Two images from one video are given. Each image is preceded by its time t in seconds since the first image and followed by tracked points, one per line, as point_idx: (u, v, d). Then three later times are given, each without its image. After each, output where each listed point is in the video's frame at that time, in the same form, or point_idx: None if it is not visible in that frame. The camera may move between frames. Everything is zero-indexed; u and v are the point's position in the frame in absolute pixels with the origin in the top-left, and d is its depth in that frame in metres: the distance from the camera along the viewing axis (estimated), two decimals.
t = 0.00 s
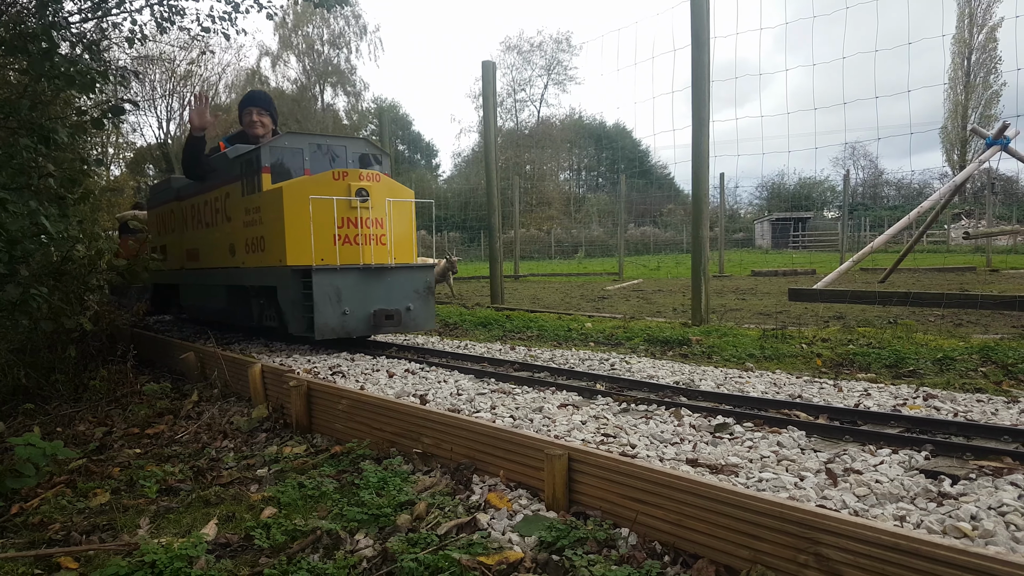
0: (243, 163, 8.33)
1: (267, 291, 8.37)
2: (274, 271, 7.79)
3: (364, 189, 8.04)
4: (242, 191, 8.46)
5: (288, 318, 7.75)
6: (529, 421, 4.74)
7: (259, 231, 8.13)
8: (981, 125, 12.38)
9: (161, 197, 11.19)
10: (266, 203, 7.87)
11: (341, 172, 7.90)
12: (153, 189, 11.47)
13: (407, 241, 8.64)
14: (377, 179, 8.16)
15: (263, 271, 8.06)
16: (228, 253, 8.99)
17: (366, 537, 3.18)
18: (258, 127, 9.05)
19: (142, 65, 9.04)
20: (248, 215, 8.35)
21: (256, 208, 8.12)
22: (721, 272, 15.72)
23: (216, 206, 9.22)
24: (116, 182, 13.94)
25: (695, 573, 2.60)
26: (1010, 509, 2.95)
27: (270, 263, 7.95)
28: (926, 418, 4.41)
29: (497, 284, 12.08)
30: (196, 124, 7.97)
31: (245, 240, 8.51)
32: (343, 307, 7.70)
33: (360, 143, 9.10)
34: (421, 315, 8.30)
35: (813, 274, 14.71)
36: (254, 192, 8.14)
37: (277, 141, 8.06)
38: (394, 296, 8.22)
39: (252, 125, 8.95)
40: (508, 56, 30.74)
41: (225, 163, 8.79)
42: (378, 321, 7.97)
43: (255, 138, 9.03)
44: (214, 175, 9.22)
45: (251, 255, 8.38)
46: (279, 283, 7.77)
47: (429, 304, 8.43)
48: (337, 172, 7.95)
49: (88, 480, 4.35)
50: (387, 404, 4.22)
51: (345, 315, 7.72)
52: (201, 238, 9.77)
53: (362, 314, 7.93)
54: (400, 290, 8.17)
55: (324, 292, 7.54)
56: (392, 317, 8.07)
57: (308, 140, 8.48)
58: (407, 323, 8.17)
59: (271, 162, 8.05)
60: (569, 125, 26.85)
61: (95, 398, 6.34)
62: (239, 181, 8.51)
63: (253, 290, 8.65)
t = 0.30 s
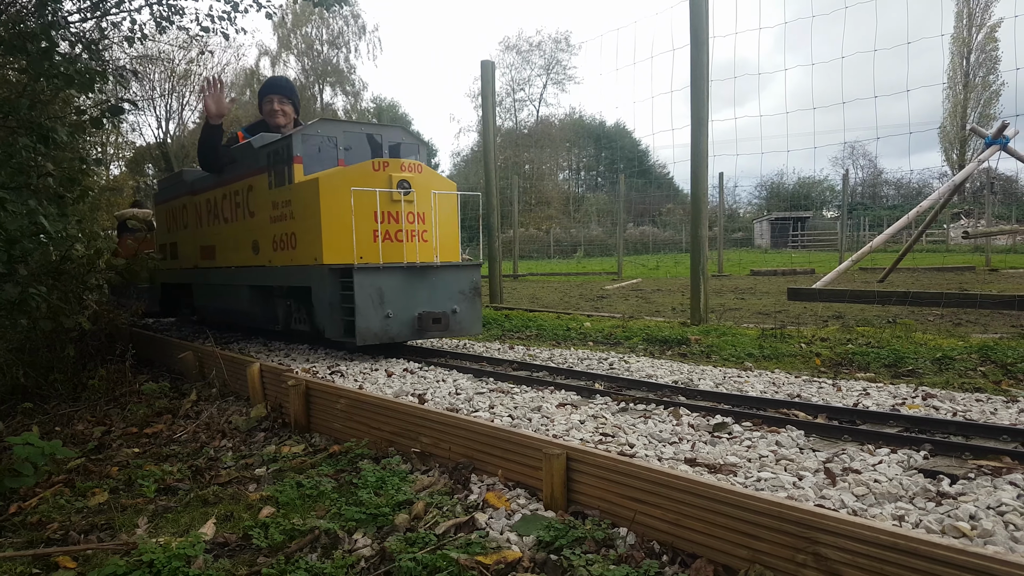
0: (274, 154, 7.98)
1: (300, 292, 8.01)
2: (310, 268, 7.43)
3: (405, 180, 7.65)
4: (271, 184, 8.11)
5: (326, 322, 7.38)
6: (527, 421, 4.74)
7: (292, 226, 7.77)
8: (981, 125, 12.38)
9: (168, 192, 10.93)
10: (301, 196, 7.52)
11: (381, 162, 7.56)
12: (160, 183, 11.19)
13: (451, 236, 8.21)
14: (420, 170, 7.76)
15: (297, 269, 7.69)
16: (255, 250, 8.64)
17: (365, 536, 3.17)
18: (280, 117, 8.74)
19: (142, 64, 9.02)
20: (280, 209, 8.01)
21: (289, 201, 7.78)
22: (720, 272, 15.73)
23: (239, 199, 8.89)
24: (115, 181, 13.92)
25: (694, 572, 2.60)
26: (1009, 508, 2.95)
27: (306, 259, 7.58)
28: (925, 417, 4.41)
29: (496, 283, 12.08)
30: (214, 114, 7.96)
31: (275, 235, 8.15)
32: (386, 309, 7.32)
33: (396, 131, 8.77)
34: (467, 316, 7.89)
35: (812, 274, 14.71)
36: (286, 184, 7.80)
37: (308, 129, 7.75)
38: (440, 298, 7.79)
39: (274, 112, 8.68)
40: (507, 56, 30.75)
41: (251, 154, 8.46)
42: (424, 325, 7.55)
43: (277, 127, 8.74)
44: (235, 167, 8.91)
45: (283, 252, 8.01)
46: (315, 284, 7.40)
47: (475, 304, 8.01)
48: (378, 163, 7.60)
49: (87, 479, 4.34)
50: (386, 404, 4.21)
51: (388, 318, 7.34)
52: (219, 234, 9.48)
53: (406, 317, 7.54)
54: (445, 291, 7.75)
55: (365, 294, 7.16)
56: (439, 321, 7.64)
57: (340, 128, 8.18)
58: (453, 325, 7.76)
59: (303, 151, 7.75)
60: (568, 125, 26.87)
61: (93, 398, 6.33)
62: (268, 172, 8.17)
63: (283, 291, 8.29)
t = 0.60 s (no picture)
0: (308, 138, 7.50)
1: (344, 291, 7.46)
2: (352, 263, 6.96)
3: (456, 168, 7.31)
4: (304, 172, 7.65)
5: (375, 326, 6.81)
6: (525, 418, 4.74)
7: (331, 217, 7.32)
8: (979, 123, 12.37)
9: (179, 184, 10.58)
10: (342, 183, 7.07)
11: (432, 149, 7.17)
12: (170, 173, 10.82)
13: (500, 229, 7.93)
14: (470, 157, 7.42)
15: (337, 265, 7.20)
16: (283, 246, 8.17)
17: (363, 534, 3.17)
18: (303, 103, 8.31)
19: (140, 61, 8.99)
20: (315, 201, 7.56)
21: (326, 191, 7.34)
22: (719, 271, 15.73)
23: (264, 191, 8.42)
24: (112, 178, 13.89)
25: (691, 570, 2.60)
26: (1007, 506, 2.95)
27: (346, 253, 7.12)
28: (923, 415, 4.41)
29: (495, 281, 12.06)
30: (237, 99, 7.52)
31: (310, 229, 7.69)
32: (440, 311, 6.72)
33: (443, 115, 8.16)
34: (526, 319, 7.25)
35: (810, 272, 14.71)
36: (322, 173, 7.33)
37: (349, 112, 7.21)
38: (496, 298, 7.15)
39: (296, 97, 8.29)
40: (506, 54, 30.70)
41: (279, 141, 7.97)
42: (482, 328, 6.91)
43: (299, 113, 8.37)
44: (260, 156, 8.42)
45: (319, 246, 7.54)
46: (361, 283, 6.88)
47: (534, 306, 7.37)
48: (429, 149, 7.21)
49: (84, 477, 4.33)
50: (384, 401, 4.21)
51: (442, 321, 6.73)
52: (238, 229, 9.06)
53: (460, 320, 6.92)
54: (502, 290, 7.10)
55: (418, 294, 6.57)
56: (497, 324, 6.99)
57: (384, 111, 7.62)
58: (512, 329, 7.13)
59: (343, 138, 7.23)
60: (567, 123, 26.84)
61: (91, 395, 6.32)
62: (300, 160, 7.69)
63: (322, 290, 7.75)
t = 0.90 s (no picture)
0: (353, 125, 7.02)
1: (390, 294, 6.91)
2: (406, 262, 6.46)
3: (520, 158, 6.77)
4: (346, 164, 7.18)
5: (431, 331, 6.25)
6: (524, 419, 4.74)
7: (379, 213, 6.83)
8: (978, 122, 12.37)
9: (198, 176, 10.21)
10: (394, 174, 6.58)
11: (494, 135, 6.66)
12: (186, 163, 10.44)
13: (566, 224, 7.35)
14: (534, 145, 6.87)
15: (388, 264, 6.69)
16: (323, 243, 7.68)
17: (362, 534, 3.17)
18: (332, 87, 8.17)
19: (138, 61, 8.98)
20: (359, 195, 7.08)
21: (373, 184, 6.86)
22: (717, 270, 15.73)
23: (300, 184, 7.95)
24: (111, 179, 13.88)
25: (690, 570, 2.60)
26: (1005, 505, 2.96)
27: (398, 252, 6.63)
28: (921, 415, 4.41)
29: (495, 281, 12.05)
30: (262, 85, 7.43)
31: (353, 225, 7.21)
32: (507, 317, 6.15)
33: (496, 101, 7.66)
34: (596, 324, 6.67)
35: (809, 272, 14.70)
36: (369, 163, 6.85)
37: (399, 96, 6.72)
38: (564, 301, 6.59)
39: (325, 84, 8.14)
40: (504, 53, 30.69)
41: (317, 129, 7.52)
42: (551, 334, 6.36)
43: (329, 101, 8.22)
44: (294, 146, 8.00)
45: (365, 244, 7.05)
46: (414, 284, 6.35)
47: (604, 310, 6.80)
48: (490, 136, 6.70)
49: (83, 478, 4.32)
50: (382, 401, 4.21)
51: (510, 327, 6.18)
52: (270, 225, 8.61)
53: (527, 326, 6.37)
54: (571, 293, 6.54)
55: (484, 298, 6.00)
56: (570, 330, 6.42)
57: (436, 95, 7.08)
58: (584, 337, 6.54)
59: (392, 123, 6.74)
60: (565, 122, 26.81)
61: (89, 396, 6.31)
62: (341, 150, 7.23)
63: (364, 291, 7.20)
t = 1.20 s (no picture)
0: (413, 111, 6.37)
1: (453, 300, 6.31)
2: (477, 264, 5.78)
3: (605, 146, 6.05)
4: (402, 155, 6.53)
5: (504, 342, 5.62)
6: (523, 421, 4.74)
7: (443, 209, 6.17)
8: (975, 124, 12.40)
9: (220, 168, 9.61)
10: (462, 165, 5.91)
11: (576, 120, 5.96)
12: (206, 156, 9.86)
13: (645, 226, 6.67)
14: (619, 131, 6.16)
15: (455, 266, 6.01)
16: (372, 243, 7.01)
17: (360, 537, 3.16)
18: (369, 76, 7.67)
19: (136, 63, 8.97)
20: (418, 189, 6.43)
21: (435, 177, 6.21)
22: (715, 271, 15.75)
23: (347, 178, 7.30)
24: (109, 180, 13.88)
25: (689, 572, 2.60)
26: (1003, 507, 2.96)
27: (466, 252, 5.96)
28: (919, 416, 4.41)
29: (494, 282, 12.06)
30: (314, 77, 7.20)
31: (409, 222, 6.55)
32: (597, 325, 5.45)
33: (563, 85, 6.97)
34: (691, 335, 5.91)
35: (807, 273, 14.72)
36: (432, 153, 6.20)
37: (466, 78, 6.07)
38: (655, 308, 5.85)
39: (360, 71, 7.65)
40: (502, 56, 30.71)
41: (367, 117, 6.89)
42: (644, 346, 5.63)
43: (363, 88, 7.70)
44: (338, 134, 7.36)
45: (425, 243, 6.39)
46: (489, 289, 5.67)
47: (696, 318, 6.05)
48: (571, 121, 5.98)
49: (81, 481, 4.31)
50: (380, 404, 4.21)
51: (600, 337, 5.46)
52: (309, 222, 7.97)
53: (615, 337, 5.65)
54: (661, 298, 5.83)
55: (574, 305, 5.28)
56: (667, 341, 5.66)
57: (501, 78, 6.44)
58: (683, 347, 5.80)
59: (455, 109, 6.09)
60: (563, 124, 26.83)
61: (87, 398, 6.30)
62: (397, 138, 6.57)
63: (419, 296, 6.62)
